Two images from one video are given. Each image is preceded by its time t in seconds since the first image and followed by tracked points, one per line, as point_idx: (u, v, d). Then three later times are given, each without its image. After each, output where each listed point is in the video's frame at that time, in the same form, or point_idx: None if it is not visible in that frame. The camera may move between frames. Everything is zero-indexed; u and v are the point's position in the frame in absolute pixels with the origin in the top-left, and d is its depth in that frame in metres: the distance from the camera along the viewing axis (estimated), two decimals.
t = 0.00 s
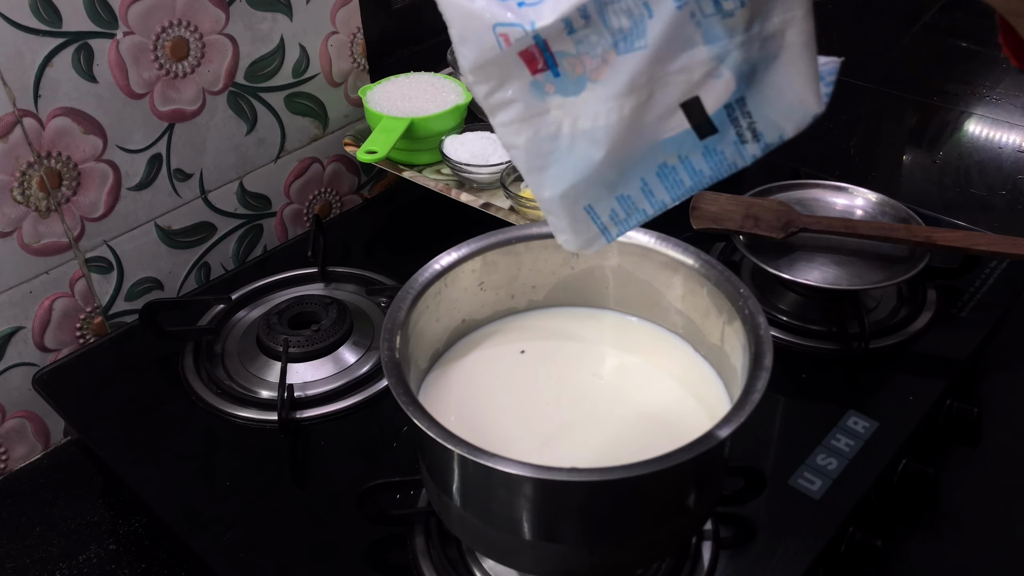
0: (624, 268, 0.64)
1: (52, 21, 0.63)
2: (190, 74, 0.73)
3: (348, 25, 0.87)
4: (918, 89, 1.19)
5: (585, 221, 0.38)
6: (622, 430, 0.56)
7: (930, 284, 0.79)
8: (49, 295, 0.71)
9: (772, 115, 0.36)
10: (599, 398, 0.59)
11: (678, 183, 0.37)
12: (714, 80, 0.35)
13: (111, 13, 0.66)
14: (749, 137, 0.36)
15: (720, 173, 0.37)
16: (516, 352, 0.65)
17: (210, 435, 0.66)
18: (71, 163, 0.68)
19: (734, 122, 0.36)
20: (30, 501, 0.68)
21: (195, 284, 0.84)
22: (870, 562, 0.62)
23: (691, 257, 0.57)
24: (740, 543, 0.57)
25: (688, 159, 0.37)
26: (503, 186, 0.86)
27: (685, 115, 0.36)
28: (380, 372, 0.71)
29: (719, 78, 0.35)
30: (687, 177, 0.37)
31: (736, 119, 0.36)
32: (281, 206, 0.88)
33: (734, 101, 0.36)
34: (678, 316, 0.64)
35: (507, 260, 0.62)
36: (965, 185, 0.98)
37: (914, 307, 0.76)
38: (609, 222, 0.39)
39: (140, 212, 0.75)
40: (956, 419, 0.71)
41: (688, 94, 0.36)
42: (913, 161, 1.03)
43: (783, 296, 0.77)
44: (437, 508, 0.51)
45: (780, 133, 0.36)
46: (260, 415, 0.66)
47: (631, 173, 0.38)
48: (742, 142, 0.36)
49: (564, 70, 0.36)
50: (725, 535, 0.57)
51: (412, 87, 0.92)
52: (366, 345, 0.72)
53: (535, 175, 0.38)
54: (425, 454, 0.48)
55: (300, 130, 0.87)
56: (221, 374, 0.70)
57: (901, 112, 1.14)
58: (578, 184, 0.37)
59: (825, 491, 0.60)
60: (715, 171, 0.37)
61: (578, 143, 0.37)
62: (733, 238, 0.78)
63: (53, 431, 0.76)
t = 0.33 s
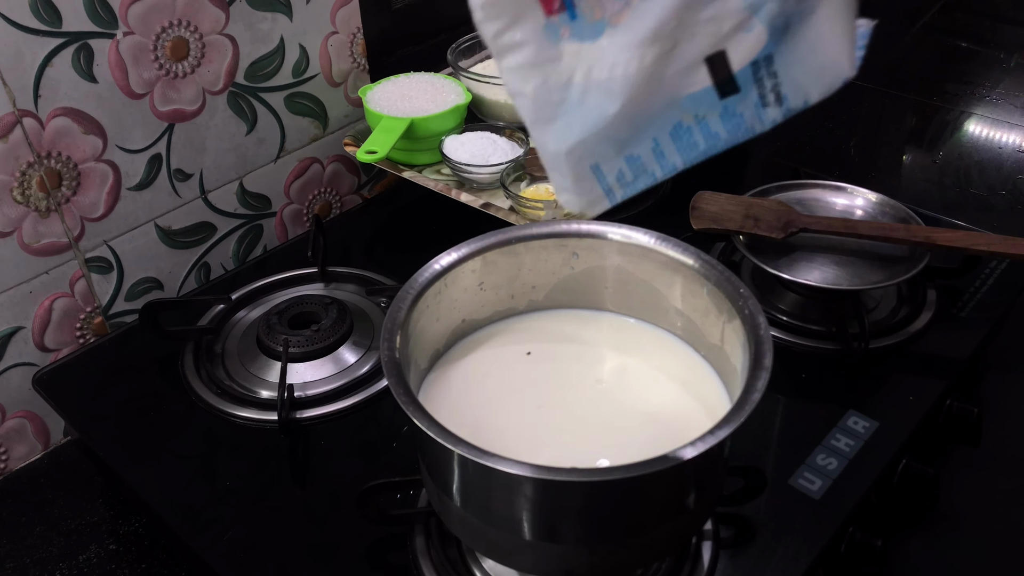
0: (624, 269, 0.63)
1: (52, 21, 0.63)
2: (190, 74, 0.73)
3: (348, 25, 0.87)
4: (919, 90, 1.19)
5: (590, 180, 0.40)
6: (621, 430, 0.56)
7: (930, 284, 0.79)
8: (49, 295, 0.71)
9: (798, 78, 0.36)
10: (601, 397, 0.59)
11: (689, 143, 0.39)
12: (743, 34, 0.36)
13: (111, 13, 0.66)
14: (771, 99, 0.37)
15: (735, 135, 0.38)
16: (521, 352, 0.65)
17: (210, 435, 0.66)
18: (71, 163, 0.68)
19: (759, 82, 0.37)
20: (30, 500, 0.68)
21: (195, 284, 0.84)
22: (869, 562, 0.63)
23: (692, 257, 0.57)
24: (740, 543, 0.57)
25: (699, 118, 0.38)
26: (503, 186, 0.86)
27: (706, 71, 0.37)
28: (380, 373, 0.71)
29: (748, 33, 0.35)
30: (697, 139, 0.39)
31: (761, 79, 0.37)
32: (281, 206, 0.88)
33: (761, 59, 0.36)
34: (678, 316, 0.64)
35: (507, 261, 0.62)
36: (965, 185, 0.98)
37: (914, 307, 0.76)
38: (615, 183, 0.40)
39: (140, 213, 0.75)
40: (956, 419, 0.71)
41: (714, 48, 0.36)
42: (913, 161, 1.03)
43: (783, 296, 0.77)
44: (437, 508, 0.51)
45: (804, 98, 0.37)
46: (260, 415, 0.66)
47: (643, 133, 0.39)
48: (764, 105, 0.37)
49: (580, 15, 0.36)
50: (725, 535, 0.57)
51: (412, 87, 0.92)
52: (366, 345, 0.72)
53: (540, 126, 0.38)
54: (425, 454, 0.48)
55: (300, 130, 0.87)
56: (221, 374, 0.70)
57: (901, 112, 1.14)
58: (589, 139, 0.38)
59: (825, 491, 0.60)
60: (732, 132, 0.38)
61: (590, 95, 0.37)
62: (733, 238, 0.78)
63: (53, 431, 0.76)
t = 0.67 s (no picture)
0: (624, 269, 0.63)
1: (52, 21, 0.63)
2: (190, 74, 0.73)
3: (348, 25, 0.87)
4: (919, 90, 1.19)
5: (597, 353, 0.45)
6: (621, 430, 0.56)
7: (930, 284, 0.79)
8: (49, 295, 0.71)
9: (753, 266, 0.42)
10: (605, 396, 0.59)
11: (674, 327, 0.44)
12: (693, 232, 0.41)
13: (110, 13, 0.66)
14: (738, 282, 0.42)
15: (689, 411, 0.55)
16: (527, 350, 0.65)
17: (210, 435, 0.66)
18: (71, 164, 0.68)
19: (723, 271, 0.42)
20: (31, 500, 0.68)
21: (195, 284, 0.84)
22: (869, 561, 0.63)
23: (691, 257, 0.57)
24: (740, 542, 0.57)
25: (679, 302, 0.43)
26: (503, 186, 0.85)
27: (676, 262, 0.42)
28: (380, 373, 0.71)
29: (698, 230, 0.41)
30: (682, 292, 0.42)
31: (723, 264, 0.42)
32: (281, 206, 0.88)
33: (719, 252, 0.42)
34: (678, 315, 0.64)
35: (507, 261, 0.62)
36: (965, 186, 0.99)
37: (914, 307, 0.76)
38: (619, 355, 0.45)
39: (140, 213, 0.75)
40: (956, 419, 0.71)
41: (672, 242, 0.41)
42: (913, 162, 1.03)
43: (783, 296, 0.77)
44: (437, 508, 0.51)
45: (764, 277, 0.42)
46: (260, 415, 0.66)
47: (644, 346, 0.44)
48: (733, 286, 0.42)
49: (566, 222, 0.42)
50: (725, 535, 0.57)
51: (412, 87, 0.92)
52: (366, 345, 0.72)
53: (553, 306, 0.44)
54: (425, 454, 0.48)
55: (300, 130, 0.87)
56: (221, 374, 0.70)
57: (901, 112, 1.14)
58: (587, 319, 0.43)
59: (824, 491, 0.60)
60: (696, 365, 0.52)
61: (580, 286, 0.43)
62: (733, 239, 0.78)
63: (53, 431, 0.76)
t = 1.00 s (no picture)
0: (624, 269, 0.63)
1: (52, 21, 0.63)
2: (190, 74, 0.73)
3: (348, 25, 0.87)
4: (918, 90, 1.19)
5: (603, 296, 0.41)
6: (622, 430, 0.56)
7: (930, 284, 0.79)
8: (49, 295, 0.71)
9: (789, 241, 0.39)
10: (607, 394, 0.59)
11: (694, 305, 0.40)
12: (728, 180, 0.41)
13: (110, 13, 0.66)
14: (765, 252, 0.40)
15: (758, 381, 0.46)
16: (533, 348, 0.65)
17: (210, 435, 0.66)
18: (71, 163, 0.68)
19: (749, 233, 0.40)
20: (28, 501, 0.68)
21: (195, 284, 0.84)
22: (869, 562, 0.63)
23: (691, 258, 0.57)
24: (740, 542, 0.57)
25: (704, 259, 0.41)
26: (503, 186, 0.86)
27: (705, 209, 0.41)
28: (380, 372, 0.71)
29: (733, 175, 0.41)
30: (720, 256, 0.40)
31: (751, 227, 0.40)
32: (281, 206, 0.88)
33: (746, 205, 0.41)
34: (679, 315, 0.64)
35: (507, 261, 0.62)
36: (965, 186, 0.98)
37: (914, 307, 0.76)
38: (624, 304, 0.41)
39: (140, 213, 0.75)
40: (956, 419, 0.71)
41: (705, 188, 0.42)
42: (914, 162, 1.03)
43: (783, 296, 0.77)
44: (437, 508, 0.51)
45: (794, 247, 0.39)
46: (260, 415, 0.66)
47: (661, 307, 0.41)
48: (760, 258, 0.40)
49: (608, 185, 0.44)
50: (725, 535, 0.57)
51: (412, 88, 0.92)
52: (366, 345, 0.72)
53: (561, 255, 0.43)
54: (425, 455, 0.48)
55: (300, 130, 0.87)
56: (221, 374, 0.70)
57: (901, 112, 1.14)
58: (603, 253, 0.42)
59: (825, 491, 0.60)
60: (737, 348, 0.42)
61: (601, 223, 0.43)
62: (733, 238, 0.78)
63: (54, 431, 0.76)
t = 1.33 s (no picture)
0: (623, 268, 0.63)
1: (52, 21, 0.63)
2: (190, 74, 0.73)
3: (348, 25, 0.87)
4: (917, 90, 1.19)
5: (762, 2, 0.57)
6: (622, 430, 0.56)
7: (930, 284, 0.79)
8: (49, 295, 0.71)
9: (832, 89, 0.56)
10: (610, 395, 0.59)
11: (826, 72, 0.57)
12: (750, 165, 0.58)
13: (111, 13, 0.66)
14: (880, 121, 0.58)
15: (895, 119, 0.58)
16: (537, 349, 0.65)
17: (210, 435, 0.66)
18: (71, 164, 0.68)
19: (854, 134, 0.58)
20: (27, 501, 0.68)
21: (195, 284, 0.84)
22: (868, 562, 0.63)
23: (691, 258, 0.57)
24: (740, 542, 0.57)
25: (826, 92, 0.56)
26: (503, 186, 0.86)
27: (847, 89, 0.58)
28: (380, 372, 0.71)
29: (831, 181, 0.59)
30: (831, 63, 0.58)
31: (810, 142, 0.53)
32: (281, 206, 0.88)
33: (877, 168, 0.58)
34: (677, 317, 0.64)
35: (507, 261, 0.62)
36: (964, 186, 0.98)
37: (914, 307, 0.76)
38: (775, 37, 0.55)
39: (140, 213, 0.75)
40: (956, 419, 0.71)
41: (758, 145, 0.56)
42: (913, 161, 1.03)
43: (783, 296, 0.77)
44: (437, 508, 0.51)
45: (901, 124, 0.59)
46: (261, 415, 0.66)
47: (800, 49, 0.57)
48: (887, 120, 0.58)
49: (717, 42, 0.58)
50: (725, 535, 0.57)
51: (412, 87, 0.92)
52: (366, 345, 0.72)
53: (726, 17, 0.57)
54: (425, 455, 0.49)
55: (300, 130, 0.87)
56: (221, 374, 0.70)
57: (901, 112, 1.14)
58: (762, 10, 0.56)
59: (824, 491, 0.60)
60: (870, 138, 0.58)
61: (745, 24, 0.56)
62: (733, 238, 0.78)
63: (54, 431, 0.76)
